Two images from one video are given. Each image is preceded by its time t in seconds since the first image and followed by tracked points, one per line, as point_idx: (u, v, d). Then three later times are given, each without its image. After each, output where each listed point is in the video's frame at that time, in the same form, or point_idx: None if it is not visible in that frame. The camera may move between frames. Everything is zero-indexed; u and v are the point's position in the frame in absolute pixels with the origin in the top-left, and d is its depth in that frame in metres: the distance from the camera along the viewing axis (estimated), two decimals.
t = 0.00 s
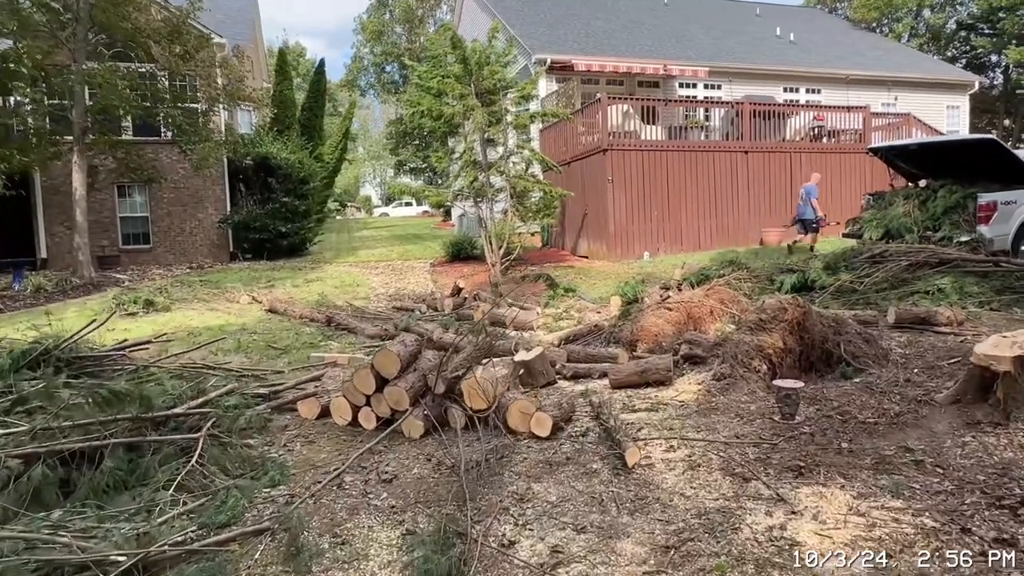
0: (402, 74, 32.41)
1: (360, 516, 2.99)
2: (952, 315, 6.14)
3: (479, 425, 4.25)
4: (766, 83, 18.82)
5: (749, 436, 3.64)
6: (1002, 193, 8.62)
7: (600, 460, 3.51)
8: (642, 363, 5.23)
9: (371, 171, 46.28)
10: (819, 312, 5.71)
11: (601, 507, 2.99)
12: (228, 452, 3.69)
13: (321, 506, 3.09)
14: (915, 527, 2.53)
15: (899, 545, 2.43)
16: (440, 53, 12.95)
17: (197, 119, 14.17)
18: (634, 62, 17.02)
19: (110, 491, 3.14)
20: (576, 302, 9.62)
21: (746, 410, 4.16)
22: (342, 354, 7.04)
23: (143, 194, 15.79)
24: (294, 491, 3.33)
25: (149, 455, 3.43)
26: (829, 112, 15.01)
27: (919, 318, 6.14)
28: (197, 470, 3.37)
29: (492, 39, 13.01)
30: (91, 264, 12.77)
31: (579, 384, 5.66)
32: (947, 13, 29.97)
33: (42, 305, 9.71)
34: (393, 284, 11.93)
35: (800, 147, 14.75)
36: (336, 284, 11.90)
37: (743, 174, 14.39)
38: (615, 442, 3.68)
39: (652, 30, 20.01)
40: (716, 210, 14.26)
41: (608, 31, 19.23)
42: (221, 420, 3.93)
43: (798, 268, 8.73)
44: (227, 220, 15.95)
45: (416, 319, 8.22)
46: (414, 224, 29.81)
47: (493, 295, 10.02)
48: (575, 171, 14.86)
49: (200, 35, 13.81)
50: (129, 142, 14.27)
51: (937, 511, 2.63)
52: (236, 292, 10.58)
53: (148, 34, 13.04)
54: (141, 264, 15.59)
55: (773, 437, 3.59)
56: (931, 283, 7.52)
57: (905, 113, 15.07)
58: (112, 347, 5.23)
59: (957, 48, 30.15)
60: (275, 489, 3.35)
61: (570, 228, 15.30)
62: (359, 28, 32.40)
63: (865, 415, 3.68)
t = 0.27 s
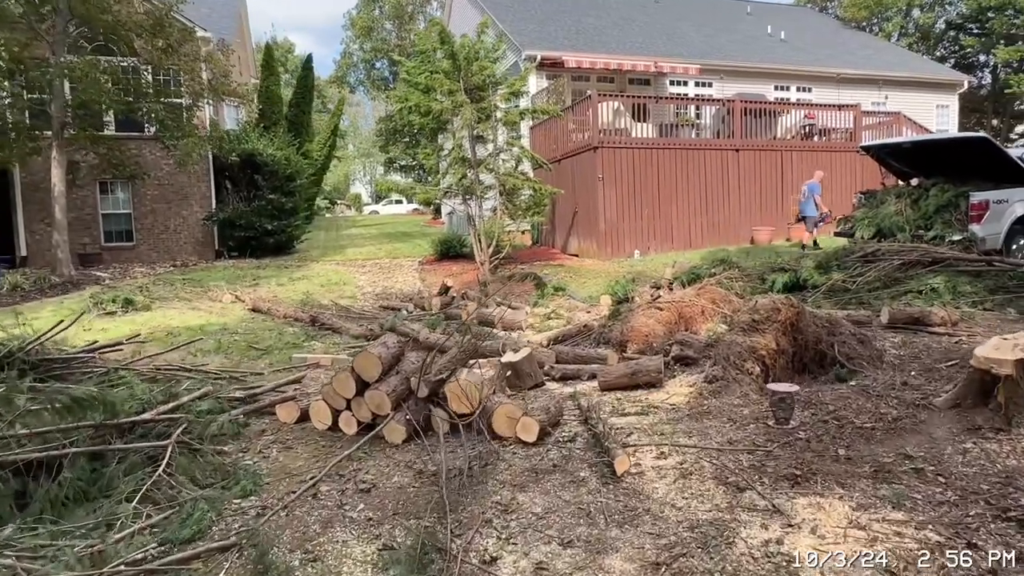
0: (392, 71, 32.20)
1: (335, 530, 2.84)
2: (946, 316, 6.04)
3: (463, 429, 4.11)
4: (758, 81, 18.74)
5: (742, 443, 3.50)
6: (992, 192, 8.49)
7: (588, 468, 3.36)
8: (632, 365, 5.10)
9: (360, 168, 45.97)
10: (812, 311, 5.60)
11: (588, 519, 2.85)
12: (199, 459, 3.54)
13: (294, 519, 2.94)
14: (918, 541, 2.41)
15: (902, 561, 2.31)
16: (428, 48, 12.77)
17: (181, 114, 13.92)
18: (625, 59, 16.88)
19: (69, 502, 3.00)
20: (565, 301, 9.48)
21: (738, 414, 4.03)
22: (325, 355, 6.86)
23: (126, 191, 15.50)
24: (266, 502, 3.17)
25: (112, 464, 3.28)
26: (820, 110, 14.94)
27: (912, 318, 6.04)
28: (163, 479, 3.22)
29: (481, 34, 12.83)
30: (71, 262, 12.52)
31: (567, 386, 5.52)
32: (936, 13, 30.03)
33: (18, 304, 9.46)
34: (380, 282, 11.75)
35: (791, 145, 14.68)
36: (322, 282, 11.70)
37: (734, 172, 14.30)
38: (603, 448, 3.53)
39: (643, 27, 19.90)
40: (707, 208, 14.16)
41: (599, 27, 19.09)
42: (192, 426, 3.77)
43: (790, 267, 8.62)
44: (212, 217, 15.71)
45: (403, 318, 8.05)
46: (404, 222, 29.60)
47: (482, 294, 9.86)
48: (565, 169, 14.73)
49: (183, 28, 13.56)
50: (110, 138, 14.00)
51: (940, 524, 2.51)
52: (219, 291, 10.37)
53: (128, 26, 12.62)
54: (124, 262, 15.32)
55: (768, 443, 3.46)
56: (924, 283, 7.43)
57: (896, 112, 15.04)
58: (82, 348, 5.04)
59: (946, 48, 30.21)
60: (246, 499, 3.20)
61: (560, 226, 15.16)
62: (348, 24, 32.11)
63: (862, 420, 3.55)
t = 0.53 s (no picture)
0: (382, 65, 32.06)
1: (310, 546, 2.70)
2: (942, 314, 5.94)
3: (447, 434, 3.96)
4: (750, 76, 18.64)
5: (737, 449, 3.37)
6: (985, 188, 8.37)
7: (577, 477, 3.23)
8: (623, 365, 4.97)
9: (351, 163, 45.68)
10: (806, 310, 5.49)
11: (576, 532, 2.73)
12: (170, 468, 3.41)
13: (267, 533, 2.81)
14: (918, 556, 2.32)
15: None
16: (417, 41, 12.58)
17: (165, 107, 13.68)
18: (616, 54, 16.73)
19: (29, 516, 2.86)
20: (556, 298, 9.34)
21: (732, 418, 3.92)
22: (310, 354, 6.70)
23: (110, 186, 15.24)
24: (239, 514, 3.04)
25: (77, 475, 3.15)
26: (813, 105, 14.84)
27: (907, 317, 5.94)
28: (130, 491, 3.09)
29: (471, 27, 12.65)
30: (52, 258, 12.29)
31: (557, 387, 5.40)
32: (928, 9, 30.00)
33: None
34: (368, 279, 11.58)
35: (784, 141, 14.58)
36: (309, 279, 11.53)
37: (727, 168, 14.20)
38: (592, 455, 3.39)
39: (635, 21, 19.74)
40: (699, 204, 14.05)
41: (590, 21, 18.93)
42: (164, 433, 3.62)
43: (783, 264, 8.52)
44: (199, 213, 15.48)
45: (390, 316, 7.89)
46: (395, 218, 29.39)
47: (471, 291, 9.74)
48: (556, 164, 14.58)
49: (167, 19, 13.31)
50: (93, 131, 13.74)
51: (943, 539, 2.41)
52: (204, 288, 10.18)
53: (109, 17, 12.26)
54: (108, 258, 15.08)
55: (763, 449, 3.34)
56: (918, 280, 7.34)
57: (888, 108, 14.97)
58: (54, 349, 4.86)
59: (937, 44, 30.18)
60: (218, 511, 3.06)
61: (552, 222, 15.04)
62: (338, 17, 31.83)
63: (859, 425, 3.44)
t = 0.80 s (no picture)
0: (378, 58, 31.93)
1: (285, 558, 2.58)
2: (942, 312, 5.81)
3: (433, 435, 3.85)
4: (748, 70, 18.49)
5: (731, 453, 3.25)
6: (986, 183, 8.29)
7: (565, 483, 3.10)
8: (617, 364, 4.86)
9: (348, 158, 45.47)
10: (804, 308, 5.37)
11: (562, 542, 2.61)
12: (143, 473, 3.30)
13: (239, 543, 2.70)
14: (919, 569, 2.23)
15: None
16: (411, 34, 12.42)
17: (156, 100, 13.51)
18: (614, 47, 16.56)
19: None
20: (551, 295, 9.21)
21: (727, 419, 3.80)
22: (299, 352, 6.57)
23: (101, 180, 15.06)
24: (212, 522, 2.92)
25: (43, 480, 3.06)
26: (811, 100, 14.69)
27: (908, 315, 5.82)
28: (98, 497, 2.99)
29: (466, 19, 12.48)
30: (41, 253, 12.14)
31: (549, 386, 5.28)
32: (928, 4, 29.80)
33: None
34: (362, 275, 11.45)
35: (783, 136, 14.44)
36: (302, 274, 11.39)
37: (725, 163, 14.06)
38: (582, 460, 3.27)
39: (633, 15, 19.57)
40: (697, 199, 13.92)
41: (588, 15, 18.76)
42: (138, 435, 3.51)
43: (781, 260, 8.40)
44: (191, 208, 15.31)
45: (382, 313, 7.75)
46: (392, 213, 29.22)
47: (465, 286, 9.61)
48: (553, 159, 14.43)
49: (158, 11, 13.12)
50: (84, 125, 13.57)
51: (945, 553, 2.30)
52: (194, 284, 10.04)
53: (99, 8, 12.12)
54: (100, 254, 14.90)
55: (759, 454, 3.22)
56: (918, 277, 7.22)
57: (887, 103, 14.84)
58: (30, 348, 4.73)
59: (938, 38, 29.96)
60: (190, 519, 2.95)
61: (548, 217, 14.90)
62: (334, 10, 31.63)
63: (859, 429, 3.32)
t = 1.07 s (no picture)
0: (384, 53, 31.81)
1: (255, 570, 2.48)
2: (949, 314, 5.67)
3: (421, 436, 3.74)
4: (755, 67, 18.27)
5: (726, 462, 3.11)
6: (997, 183, 8.09)
7: (550, 491, 2.98)
8: (612, 366, 4.73)
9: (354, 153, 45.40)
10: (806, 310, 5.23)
11: (544, 556, 2.49)
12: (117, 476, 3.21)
13: (208, 552, 2.60)
14: None
15: None
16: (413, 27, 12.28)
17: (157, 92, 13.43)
18: (619, 42, 16.37)
19: None
20: (551, 293, 9.08)
21: (724, 425, 3.66)
22: (292, 349, 6.46)
23: (103, 172, 14.98)
24: (182, 529, 2.82)
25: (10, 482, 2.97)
26: (819, 97, 14.48)
27: (914, 318, 5.67)
28: (66, 502, 2.89)
29: (469, 12, 12.33)
30: (40, 246, 12.08)
31: (544, 387, 5.16)
32: (939, 1, 29.43)
33: None
34: (362, 270, 11.33)
35: (790, 133, 14.23)
36: (301, 269, 11.28)
37: (730, 160, 13.87)
38: (570, 467, 3.15)
39: (639, 9, 19.37)
40: (701, 197, 13.74)
41: (593, 9, 18.57)
42: (113, 436, 3.41)
43: (786, 259, 8.24)
44: (192, 201, 15.23)
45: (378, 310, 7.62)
46: (396, 208, 29.11)
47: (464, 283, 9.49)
48: (556, 155, 14.28)
49: (159, 3, 13.02)
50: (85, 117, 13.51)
51: (946, 553, 2.30)
52: (192, 278, 9.95)
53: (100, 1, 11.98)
54: (101, 247, 14.83)
55: (756, 463, 3.09)
56: (925, 278, 7.06)
57: (896, 100, 14.62)
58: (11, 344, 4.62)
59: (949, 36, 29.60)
60: (160, 525, 2.85)
61: (551, 214, 14.75)
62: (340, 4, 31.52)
63: (861, 437, 3.17)
